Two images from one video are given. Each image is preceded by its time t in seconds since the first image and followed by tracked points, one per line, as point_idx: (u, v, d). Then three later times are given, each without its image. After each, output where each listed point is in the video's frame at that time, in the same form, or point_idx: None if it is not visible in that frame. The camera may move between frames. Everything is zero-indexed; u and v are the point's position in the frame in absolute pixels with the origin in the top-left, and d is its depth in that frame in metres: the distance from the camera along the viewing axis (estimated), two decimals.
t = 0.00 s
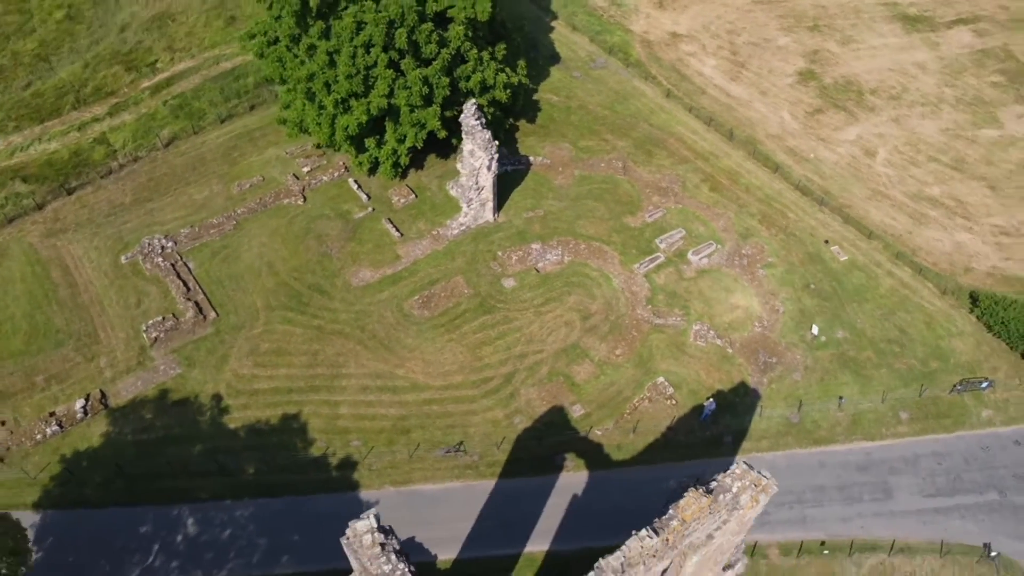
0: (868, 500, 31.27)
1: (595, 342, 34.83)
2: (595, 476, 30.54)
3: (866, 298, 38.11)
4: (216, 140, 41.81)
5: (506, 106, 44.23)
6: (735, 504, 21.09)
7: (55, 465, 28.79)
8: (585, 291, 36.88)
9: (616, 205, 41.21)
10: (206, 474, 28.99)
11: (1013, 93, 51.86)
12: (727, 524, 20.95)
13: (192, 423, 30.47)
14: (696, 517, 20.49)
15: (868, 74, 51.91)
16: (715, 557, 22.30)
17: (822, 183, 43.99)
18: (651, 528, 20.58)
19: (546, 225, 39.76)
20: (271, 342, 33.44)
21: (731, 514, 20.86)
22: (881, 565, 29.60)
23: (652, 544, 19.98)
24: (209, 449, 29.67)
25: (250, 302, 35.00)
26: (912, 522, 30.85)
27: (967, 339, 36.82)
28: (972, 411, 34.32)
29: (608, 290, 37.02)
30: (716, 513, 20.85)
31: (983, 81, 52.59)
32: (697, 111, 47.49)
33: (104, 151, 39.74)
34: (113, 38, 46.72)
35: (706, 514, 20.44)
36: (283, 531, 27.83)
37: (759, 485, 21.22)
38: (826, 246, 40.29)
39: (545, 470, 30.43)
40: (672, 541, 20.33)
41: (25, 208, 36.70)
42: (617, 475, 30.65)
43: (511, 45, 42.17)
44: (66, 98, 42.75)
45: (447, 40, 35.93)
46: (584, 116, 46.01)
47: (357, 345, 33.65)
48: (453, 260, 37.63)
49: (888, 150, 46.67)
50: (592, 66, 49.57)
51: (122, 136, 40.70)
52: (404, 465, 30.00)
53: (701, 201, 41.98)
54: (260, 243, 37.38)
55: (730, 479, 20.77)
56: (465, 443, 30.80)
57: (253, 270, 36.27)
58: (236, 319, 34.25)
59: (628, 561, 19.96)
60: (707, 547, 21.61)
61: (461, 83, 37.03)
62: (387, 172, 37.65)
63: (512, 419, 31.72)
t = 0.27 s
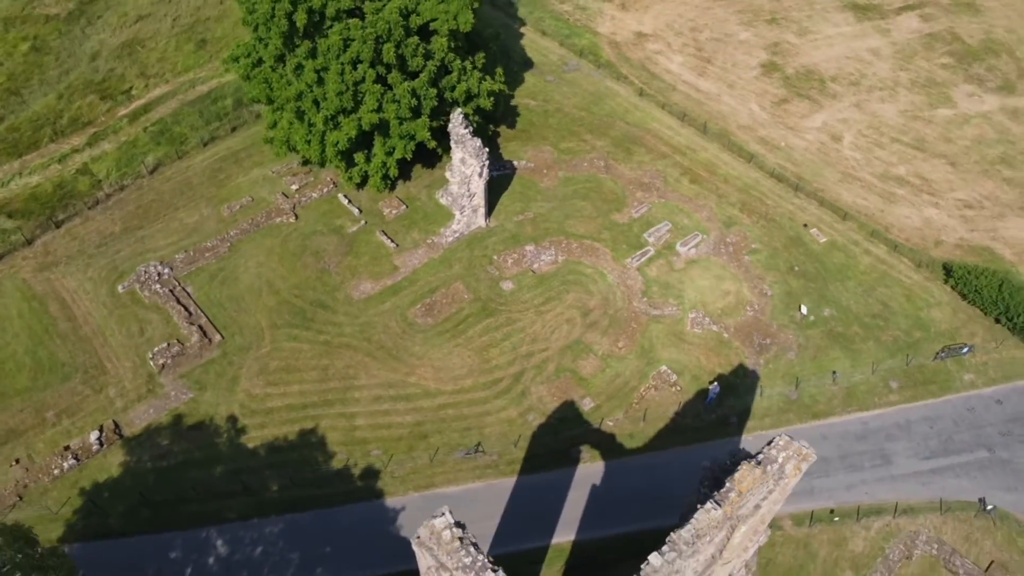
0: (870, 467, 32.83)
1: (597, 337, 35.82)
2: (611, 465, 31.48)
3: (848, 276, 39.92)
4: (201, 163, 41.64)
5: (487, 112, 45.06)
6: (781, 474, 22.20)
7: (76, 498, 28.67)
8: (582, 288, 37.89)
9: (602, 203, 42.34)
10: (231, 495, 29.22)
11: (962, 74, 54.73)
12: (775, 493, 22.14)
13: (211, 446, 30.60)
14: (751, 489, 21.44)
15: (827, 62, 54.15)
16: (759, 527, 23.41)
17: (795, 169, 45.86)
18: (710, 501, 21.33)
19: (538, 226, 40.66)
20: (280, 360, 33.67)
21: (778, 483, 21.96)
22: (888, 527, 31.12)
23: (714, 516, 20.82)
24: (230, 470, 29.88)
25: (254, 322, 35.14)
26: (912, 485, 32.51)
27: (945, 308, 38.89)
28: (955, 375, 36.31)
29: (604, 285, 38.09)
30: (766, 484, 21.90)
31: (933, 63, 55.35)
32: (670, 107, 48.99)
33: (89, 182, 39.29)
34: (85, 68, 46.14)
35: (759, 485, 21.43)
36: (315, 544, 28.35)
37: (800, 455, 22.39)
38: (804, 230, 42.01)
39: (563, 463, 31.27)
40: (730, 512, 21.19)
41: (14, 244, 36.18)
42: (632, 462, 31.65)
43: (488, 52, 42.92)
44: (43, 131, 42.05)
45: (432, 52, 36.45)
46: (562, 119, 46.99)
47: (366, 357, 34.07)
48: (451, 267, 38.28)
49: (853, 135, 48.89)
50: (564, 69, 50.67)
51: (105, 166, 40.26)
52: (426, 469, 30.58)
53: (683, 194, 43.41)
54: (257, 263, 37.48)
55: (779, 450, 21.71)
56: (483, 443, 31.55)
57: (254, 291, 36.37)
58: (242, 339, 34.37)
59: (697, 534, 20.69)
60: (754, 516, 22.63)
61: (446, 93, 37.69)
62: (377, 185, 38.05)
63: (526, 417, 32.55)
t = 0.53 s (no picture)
0: (867, 437, 34.53)
1: (599, 334, 36.89)
2: (624, 455, 32.61)
3: (828, 258, 41.82)
4: (187, 190, 41.29)
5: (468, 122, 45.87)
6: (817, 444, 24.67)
7: (101, 531, 28.66)
8: (579, 287, 38.94)
9: (588, 204, 43.51)
10: (258, 515, 29.50)
11: (912, 60, 57.59)
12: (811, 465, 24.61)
13: (231, 468, 30.79)
14: (796, 460, 23.82)
15: (786, 56, 56.37)
16: (793, 496, 25.90)
17: (768, 161, 47.79)
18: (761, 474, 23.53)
19: (529, 231, 41.59)
20: (291, 379, 33.93)
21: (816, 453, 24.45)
22: (889, 493, 32.77)
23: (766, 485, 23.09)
24: (254, 491, 30.14)
25: (259, 343, 35.29)
26: (908, 451, 34.31)
27: (920, 282, 41.03)
28: (936, 345, 38.41)
29: (599, 283, 39.22)
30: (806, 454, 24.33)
31: (885, 51, 58.07)
32: (643, 107, 50.48)
33: (76, 215, 38.81)
34: (57, 101, 45.49)
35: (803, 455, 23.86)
36: (346, 556, 28.74)
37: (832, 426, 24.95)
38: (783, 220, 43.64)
39: (579, 458, 32.31)
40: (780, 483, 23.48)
41: (7, 282, 35.69)
42: (644, 451, 32.84)
43: (466, 62, 43.55)
44: (21, 167, 41.32)
45: (417, 67, 36.90)
46: (540, 124, 47.99)
47: (376, 369, 34.51)
48: (448, 276, 38.97)
49: (818, 124, 51.13)
50: (537, 75, 51.66)
51: (90, 198, 39.74)
52: (447, 474, 31.26)
53: (664, 190, 44.90)
54: (256, 285, 37.56)
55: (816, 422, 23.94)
56: (500, 445, 32.40)
57: (256, 312, 36.47)
58: (250, 361, 34.52)
59: (755, 504, 22.80)
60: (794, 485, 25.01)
61: (432, 106, 38.27)
62: (368, 200, 38.46)
63: (538, 416, 33.46)
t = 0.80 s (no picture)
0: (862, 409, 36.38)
1: (599, 329, 38.05)
2: (635, 443, 33.82)
3: (808, 242, 43.75)
4: (178, 216, 41.05)
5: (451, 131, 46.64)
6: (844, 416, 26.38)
7: (132, 560, 28.82)
8: (576, 285, 40.01)
9: (576, 204, 44.65)
10: (287, 531, 29.97)
11: (866, 48, 60.25)
12: (840, 433, 25.93)
13: (255, 487, 31.12)
14: (831, 431, 25.38)
15: (749, 50, 58.45)
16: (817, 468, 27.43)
17: (741, 153, 49.66)
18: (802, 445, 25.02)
19: (520, 234, 42.48)
20: (304, 395, 34.29)
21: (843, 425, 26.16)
22: (887, 460, 34.54)
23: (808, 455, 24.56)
24: (280, 508, 30.57)
25: (267, 362, 35.50)
26: (900, 419, 36.25)
27: (896, 259, 43.20)
28: (916, 318, 40.55)
29: (594, 280, 40.35)
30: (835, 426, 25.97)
31: (840, 41, 60.63)
32: (618, 107, 51.88)
33: (68, 247, 38.39)
34: (34, 133, 44.80)
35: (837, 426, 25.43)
36: (379, 563, 29.48)
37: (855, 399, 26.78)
38: (762, 207, 45.54)
39: (593, 450, 33.44)
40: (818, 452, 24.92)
41: (5, 319, 35.25)
42: (654, 438, 34.07)
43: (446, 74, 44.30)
44: (4, 202, 40.54)
45: (405, 81, 37.51)
46: (520, 129, 48.98)
47: (387, 379, 35.06)
48: (447, 283, 39.65)
49: (785, 114, 53.23)
50: (512, 81, 52.62)
51: (80, 229, 39.33)
52: (469, 476, 32.05)
53: (647, 186, 46.32)
54: (258, 304, 37.70)
55: (848, 396, 24.79)
56: (516, 443, 33.29)
57: (260, 332, 36.62)
58: (260, 380, 34.72)
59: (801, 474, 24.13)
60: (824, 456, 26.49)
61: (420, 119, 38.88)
62: (361, 214, 38.79)
63: (550, 412, 34.45)
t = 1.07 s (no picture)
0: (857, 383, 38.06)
1: (601, 324, 39.01)
2: (646, 432, 34.92)
3: (790, 228, 45.47)
4: (171, 240, 40.79)
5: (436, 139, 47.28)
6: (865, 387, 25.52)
7: None
8: (573, 283, 40.99)
9: (565, 204, 45.63)
10: (315, 543, 30.22)
11: (826, 38, 62.58)
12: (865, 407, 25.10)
13: (279, 502, 31.29)
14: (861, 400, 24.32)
15: (715, 45, 60.20)
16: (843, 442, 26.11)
17: (718, 145, 51.23)
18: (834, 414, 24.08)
19: (514, 236, 43.31)
20: (317, 408, 34.56)
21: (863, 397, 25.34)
22: (885, 429, 36.16)
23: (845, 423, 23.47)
24: (306, 520, 30.80)
25: (277, 378, 35.62)
26: (893, 390, 37.98)
27: (874, 238, 45.14)
28: (898, 293, 42.46)
29: (590, 277, 41.36)
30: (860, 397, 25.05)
31: (801, 33, 62.86)
32: (596, 106, 53.04)
33: (62, 277, 37.93)
34: (14, 164, 43.97)
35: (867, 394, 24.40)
36: (409, 566, 29.92)
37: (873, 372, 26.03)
38: (742, 194, 47.43)
39: (606, 441, 34.38)
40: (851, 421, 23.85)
41: (6, 353, 34.77)
42: (663, 425, 35.23)
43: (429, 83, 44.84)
44: None
45: (395, 92, 37.86)
46: (503, 133, 49.79)
47: (398, 387, 35.51)
48: (447, 288, 40.21)
49: (756, 105, 55.01)
50: (490, 87, 53.41)
51: (73, 258, 38.88)
52: (489, 475, 32.73)
53: (631, 182, 47.49)
54: (261, 321, 37.77)
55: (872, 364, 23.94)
56: (532, 440, 34.06)
57: (267, 349, 36.70)
58: (272, 397, 34.86)
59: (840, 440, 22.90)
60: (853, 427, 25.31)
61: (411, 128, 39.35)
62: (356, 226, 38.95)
63: (561, 408, 35.31)
